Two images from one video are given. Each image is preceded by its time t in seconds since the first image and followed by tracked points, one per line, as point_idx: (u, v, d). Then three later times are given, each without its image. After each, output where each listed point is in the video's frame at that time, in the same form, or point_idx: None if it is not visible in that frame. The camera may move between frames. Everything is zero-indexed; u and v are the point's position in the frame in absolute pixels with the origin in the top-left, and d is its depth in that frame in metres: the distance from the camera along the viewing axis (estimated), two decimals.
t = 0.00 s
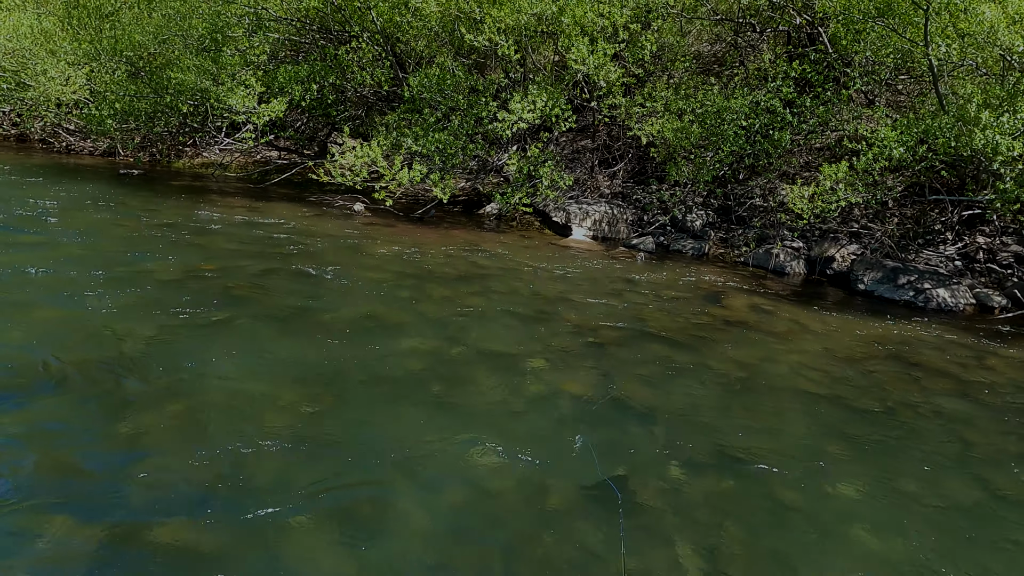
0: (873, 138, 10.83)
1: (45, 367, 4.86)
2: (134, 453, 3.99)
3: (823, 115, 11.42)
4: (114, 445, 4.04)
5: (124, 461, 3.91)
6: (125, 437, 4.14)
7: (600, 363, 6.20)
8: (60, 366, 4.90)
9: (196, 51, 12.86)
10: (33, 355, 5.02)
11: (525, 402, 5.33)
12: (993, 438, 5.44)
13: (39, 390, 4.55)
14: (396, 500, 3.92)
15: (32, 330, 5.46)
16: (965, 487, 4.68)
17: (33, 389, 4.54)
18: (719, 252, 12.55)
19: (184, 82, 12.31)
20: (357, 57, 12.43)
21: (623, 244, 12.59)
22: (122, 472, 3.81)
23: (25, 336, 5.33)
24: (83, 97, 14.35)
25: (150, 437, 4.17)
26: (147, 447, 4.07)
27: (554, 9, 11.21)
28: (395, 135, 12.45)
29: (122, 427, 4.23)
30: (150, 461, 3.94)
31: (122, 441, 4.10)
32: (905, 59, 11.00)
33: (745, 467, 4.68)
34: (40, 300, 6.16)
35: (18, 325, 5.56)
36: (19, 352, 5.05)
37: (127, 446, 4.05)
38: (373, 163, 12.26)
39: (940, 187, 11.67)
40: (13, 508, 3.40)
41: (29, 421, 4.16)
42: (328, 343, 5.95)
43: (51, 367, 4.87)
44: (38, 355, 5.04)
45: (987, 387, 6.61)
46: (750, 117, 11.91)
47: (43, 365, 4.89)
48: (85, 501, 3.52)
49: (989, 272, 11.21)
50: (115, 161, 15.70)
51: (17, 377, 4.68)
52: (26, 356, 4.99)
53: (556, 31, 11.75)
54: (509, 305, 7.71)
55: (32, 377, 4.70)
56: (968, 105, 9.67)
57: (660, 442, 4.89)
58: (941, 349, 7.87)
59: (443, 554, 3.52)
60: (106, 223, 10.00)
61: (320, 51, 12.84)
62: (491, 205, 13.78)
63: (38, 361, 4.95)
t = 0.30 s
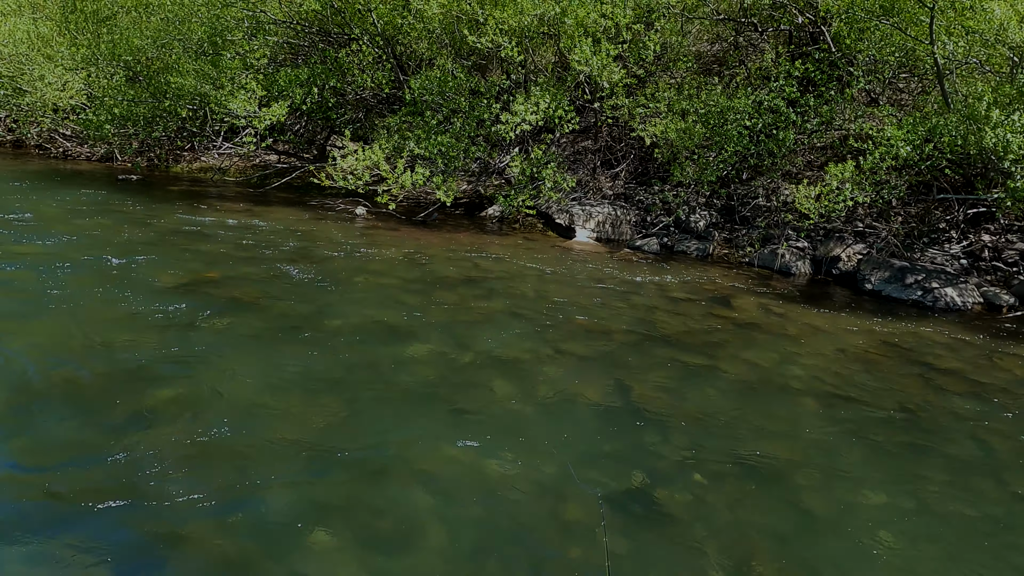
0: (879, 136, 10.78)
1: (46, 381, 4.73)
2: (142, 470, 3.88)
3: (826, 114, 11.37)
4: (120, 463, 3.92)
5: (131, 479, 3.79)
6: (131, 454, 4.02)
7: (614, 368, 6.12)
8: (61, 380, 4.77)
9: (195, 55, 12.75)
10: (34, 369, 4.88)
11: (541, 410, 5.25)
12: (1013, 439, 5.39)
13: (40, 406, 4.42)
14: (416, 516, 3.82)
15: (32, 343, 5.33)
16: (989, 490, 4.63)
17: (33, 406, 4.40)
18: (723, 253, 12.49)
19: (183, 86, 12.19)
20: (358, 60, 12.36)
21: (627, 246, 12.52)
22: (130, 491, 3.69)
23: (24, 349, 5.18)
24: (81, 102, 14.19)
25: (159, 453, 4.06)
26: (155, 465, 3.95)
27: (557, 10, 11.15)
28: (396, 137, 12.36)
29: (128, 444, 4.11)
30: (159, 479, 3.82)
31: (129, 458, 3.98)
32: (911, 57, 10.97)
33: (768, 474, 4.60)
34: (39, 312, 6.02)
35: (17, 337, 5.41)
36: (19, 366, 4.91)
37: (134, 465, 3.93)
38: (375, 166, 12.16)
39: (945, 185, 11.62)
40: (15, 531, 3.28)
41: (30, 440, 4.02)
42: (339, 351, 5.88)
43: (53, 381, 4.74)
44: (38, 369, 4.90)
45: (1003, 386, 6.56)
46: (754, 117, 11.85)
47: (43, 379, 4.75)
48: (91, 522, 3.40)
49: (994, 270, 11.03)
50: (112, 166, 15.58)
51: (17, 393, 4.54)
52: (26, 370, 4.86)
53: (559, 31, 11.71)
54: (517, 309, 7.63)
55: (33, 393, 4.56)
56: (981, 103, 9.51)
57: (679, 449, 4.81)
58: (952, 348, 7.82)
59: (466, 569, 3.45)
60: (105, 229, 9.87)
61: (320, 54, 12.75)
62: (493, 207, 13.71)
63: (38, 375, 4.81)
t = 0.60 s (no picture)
0: (889, 133, 10.66)
1: (50, 396, 4.58)
2: (153, 488, 3.73)
3: (834, 111, 11.26)
4: (129, 482, 3.77)
5: (142, 499, 3.64)
6: (140, 471, 3.88)
7: (631, 374, 6.01)
8: (65, 394, 4.62)
9: (197, 57, 12.61)
10: (38, 383, 4.73)
11: (560, 419, 5.14)
12: None
13: (44, 423, 4.26)
14: (440, 535, 3.69)
15: (34, 355, 5.17)
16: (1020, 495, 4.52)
17: (39, 422, 4.25)
18: (730, 252, 12.38)
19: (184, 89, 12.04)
20: (361, 60, 12.23)
21: (634, 245, 12.40)
22: (140, 511, 3.55)
23: (27, 362, 5.03)
24: (82, 105, 14.05)
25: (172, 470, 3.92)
26: (165, 482, 3.82)
27: (562, 8, 11.06)
28: (401, 138, 12.26)
29: (137, 460, 3.97)
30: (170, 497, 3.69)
31: (138, 477, 3.84)
32: (920, 53, 10.85)
33: (796, 482, 4.49)
34: (42, 322, 5.88)
35: (20, 349, 5.27)
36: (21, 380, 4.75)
37: (144, 482, 3.79)
38: (380, 167, 12.04)
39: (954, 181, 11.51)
40: (18, 556, 3.11)
41: (32, 461, 3.85)
42: (351, 359, 5.76)
43: (58, 395, 4.60)
44: (42, 382, 4.75)
45: None
46: (761, 115, 11.73)
47: (47, 393, 4.60)
48: (100, 545, 3.25)
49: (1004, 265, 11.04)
50: (112, 170, 15.44)
51: (21, 407, 4.39)
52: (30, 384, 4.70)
53: (564, 30, 11.60)
54: (529, 312, 7.52)
55: (37, 408, 4.41)
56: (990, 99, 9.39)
57: (704, 457, 4.70)
58: (969, 347, 7.72)
59: None
60: (107, 234, 9.74)
61: (323, 54, 12.62)
62: (498, 208, 13.59)
63: (42, 389, 4.65)
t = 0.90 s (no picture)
0: (904, 132, 10.53)
1: (61, 411, 4.46)
2: (175, 506, 3.63)
3: (847, 110, 11.15)
4: (151, 500, 3.66)
5: (165, 517, 3.54)
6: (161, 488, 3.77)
7: (654, 381, 5.91)
8: (77, 410, 4.51)
9: (203, 60, 12.50)
10: (49, 399, 4.62)
11: (586, 429, 5.04)
12: None
13: (56, 439, 4.15)
14: (472, 551, 3.59)
15: (45, 369, 5.06)
16: None
17: (51, 439, 4.14)
18: (741, 253, 12.28)
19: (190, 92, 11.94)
20: (369, 62, 12.13)
21: (644, 247, 12.29)
22: (164, 530, 3.44)
23: (37, 377, 4.91)
24: (86, 109, 13.93)
25: (193, 487, 3.80)
26: (187, 499, 3.70)
27: (572, 8, 10.95)
28: (408, 140, 12.15)
29: (159, 477, 3.86)
30: (193, 515, 3.57)
31: (159, 494, 3.72)
32: (934, 51, 10.73)
33: (832, 493, 4.39)
34: (53, 333, 5.77)
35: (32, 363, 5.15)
36: (31, 396, 4.64)
37: (166, 499, 3.68)
38: (388, 170, 11.93)
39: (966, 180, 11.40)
40: None
41: (44, 480, 3.74)
42: (369, 368, 5.67)
43: (71, 410, 4.49)
44: (53, 398, 4.63)
45: None
46: (773, 114, 11.61)
47: (59, 409, 4.49)
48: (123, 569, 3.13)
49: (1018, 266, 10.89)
50: (117, 174, 15.32)
51: (32, 425, 4.28)
52: (41, 400, 4.59)
53: (573, 29, 11.49)
54: (545, 317, 7.43)
55: (49, 424, 4.30)
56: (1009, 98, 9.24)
57: (736, 467, 4.60)
58: (990, 349, 7.63)
59: None
60: (114, 241, 9.64)
61: (330, 56, 12.52)
62: (505, 209, 13.48)
63: (53, 405, 4.54)
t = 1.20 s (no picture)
0: (922, 130, 10.38)
1: (80, 424, 4.34)
2: (204, 521, 3.52)
3: (863, 108, 11.01)
4: (180, 514, 3.56)
5: (195, 533, 3.43)
6: (189, 502, 3.67)
7: (681, 386, 5.80)
8: (95, 422, 4.38)
9: (213, 61, 12.41)
10: (67, 410, 4.49)
11: (616, 437, 4.93)
12: None
13: (76, 454, 4.02)
14: (511, 569, 3.47)
15: (61, 378, 4.94)
16: None
17: (70, 454, 4.02)
18: (755, 253, 12.16)
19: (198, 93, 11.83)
20: (379, 62, 12.03)
21: (657, 247, 12.17)
22: (195, 547, 3.34)
23: (54, 388, 4.79)
24: (94, 111, 13.83)
25: (221, 503, 3.68)
26: (217, 513, 3.60)
27: (586, 6, 10.84)
28: (419, 141, 12.05)
29: (186, 490, 3.77)
30: (224, 530, 3.47)
31: (188, 508, 3.62)
32: (952, 47, 10.59)
33: (873, 502, 4.28)
34: (69, 339, 5.66)
35: (48, 371, 5.03)
36: (48, 407, 4.52)
37: (195, 513, 3.58)
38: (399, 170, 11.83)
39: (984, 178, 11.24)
40: None
41: (64, 497, 3.61)
42: (392, 374, 5.57)
43: (91, 423, 4.37)
44: (70, 410, 4.51)
45: None
46: (787, 113, 11.48)
47: (77, 421, 4.37)
48: None
49: None
50: (123, 176, 15.21)
51: (50, 438, 4.16)
52: (60, 411, 4.47)
53: (586, 28, 11.38)
54: (565, 320, 7.33)
55: (67, 438, 4.17)
56: None
57: (772, 476, 4.50)
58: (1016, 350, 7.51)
59: None
60: (125, 244, 9.53)
61: (339, 55, 12.41)
62: (516, 210, 13.36)
63: (70, 417, 4.41)
